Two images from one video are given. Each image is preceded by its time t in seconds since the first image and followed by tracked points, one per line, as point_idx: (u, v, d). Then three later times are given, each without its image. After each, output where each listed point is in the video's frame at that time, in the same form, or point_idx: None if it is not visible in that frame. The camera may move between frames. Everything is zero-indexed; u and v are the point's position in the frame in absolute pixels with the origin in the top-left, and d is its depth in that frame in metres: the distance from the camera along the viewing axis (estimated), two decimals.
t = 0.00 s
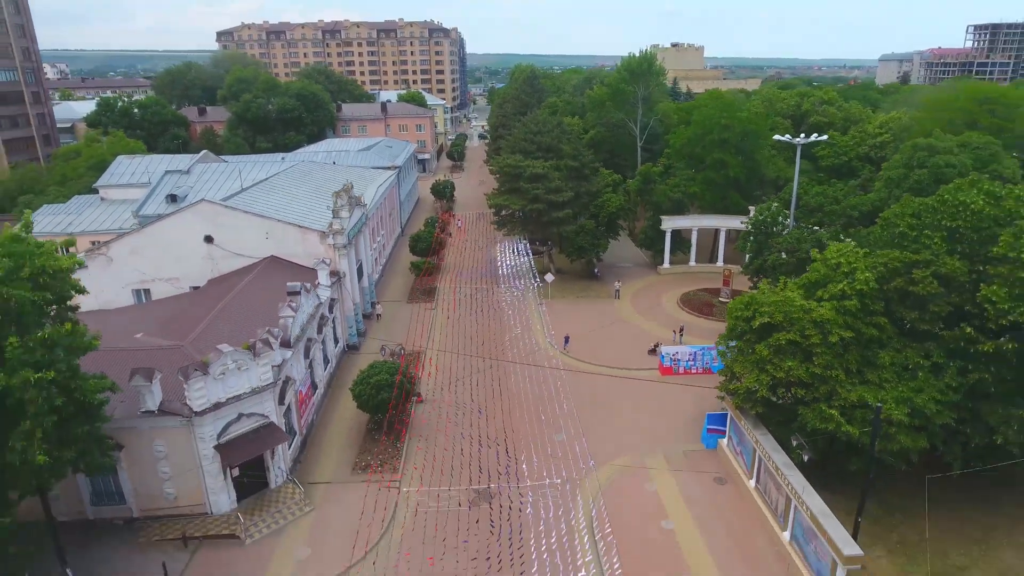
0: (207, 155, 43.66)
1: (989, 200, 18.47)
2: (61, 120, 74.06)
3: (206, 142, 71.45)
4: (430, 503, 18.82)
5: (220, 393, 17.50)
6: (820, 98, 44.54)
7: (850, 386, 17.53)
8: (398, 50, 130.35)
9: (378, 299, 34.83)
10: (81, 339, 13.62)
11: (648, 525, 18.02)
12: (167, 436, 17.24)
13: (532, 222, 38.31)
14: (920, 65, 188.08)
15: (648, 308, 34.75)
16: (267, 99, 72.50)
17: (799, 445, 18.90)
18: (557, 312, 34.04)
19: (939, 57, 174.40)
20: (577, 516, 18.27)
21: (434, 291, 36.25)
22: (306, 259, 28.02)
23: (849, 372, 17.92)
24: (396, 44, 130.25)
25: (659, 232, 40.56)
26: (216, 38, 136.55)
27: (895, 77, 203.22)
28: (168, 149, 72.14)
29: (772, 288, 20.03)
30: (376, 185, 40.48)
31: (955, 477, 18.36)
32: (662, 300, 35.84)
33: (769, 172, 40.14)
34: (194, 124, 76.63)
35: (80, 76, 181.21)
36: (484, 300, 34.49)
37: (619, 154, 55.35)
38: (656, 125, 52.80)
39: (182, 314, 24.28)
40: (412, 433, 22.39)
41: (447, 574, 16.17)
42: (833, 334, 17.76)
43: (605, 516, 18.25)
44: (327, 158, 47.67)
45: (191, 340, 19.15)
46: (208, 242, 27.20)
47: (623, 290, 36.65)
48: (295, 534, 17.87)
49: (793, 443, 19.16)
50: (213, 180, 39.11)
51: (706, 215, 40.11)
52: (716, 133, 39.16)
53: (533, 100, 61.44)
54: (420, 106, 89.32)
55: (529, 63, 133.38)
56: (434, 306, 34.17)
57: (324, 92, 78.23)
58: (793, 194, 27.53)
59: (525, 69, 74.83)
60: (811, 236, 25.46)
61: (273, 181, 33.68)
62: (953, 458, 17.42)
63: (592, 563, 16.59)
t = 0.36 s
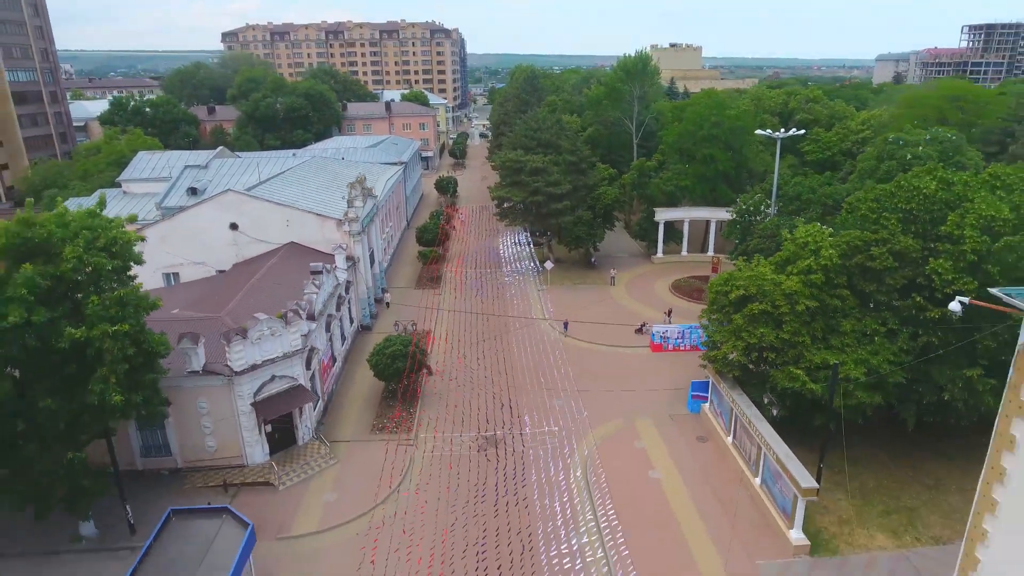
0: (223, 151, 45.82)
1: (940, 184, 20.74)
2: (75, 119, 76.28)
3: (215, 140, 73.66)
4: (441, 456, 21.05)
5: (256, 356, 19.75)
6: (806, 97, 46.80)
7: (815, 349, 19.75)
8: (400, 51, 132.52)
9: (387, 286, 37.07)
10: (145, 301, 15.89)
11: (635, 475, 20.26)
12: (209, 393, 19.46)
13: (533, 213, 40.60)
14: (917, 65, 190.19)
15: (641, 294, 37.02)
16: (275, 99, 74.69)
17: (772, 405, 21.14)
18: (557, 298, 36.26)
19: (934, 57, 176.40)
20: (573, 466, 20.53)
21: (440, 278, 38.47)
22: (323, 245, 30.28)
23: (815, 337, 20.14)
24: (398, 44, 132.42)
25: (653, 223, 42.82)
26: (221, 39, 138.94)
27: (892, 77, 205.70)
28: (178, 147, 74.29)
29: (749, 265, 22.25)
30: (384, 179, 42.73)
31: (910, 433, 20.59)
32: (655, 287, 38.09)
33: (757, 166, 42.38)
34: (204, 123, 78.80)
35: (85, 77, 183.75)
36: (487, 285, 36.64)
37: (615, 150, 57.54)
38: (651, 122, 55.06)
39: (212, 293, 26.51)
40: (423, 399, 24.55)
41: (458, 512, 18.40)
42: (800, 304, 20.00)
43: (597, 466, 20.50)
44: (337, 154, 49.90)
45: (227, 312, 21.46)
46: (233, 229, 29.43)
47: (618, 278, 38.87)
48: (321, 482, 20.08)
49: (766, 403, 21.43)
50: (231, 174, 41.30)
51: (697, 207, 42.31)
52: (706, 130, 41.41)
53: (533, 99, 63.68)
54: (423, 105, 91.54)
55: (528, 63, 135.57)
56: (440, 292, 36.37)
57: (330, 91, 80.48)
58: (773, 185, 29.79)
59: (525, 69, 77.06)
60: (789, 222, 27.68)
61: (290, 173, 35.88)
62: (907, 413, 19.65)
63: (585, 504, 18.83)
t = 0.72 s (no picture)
0: (238, 147, 48.14)
1: (899, 174, 23.08)
2: (88, 118, 78.63)
3: (225, 138, 75.96)
4: (451, 417, 23.38)
5: (286, 325, 22.11)
6: (792, 96, 49.17)
7: (785, 319, 22.11)
8: (401, 51, 134.92)
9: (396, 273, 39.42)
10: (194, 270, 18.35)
11: (625, 432, 22.63)
12: (245, 358, 21.82)
13: (533, 205, 42.95)
14: (912, 65, 192.58)
15: (635, 281, 39.40)
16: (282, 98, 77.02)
17: (748, 371, 23.48)
18: (555, 284, 38.61)
19: (929, 57, 178.74)
20: (569, 425, 22.89)
21: (445, 266, 40.83)
22: (338, 232, 32.63)
23: (785, 309, 22.49)
24: (400, 45, 134.80)
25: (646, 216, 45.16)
26: (226, 40, 141.41)
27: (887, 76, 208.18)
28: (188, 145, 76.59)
29: (729, 247, 24.59)
30: (392, 173, 45.07)
31: (871, 396, 22.95)
32: (648, 274, 40.46)
33: (745, 161, 44.74)
34: (213, 122, 81.12)
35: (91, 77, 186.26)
36: (490, 272, 38.93)
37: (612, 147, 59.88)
38: (646, 120, 57.39)
39: (238, 275, 28.91)
40: (434, 371, 26.83)
41: (467, 463, 20.67)
42: (771, 279, 22.39)
43: (590, 425, 22.88)
44: (346, 150, 52.26)
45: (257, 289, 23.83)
46: (256, 218, 31.82)
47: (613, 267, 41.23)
48: (344, 439, 22.41)
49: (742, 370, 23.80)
50: (247, 168, 43.63)
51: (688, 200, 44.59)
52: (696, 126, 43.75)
53: (533, 98, 66.04)
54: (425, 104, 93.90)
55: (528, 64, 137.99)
56: (446, 278, 38.72)
57: (336, 91, 82.83)
58: (756, 176, 32.14)
59: (525, 69, 79.44)
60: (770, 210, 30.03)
61: (305, 167, 38.23)
62: (867, 376, 21.97)
63: (580, 455, 21.14)
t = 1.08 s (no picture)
0: (252, 144, 50.43)
1: (867, 165, 25.42)
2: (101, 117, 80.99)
3: (234, 136, 78.28)
4: (460, 384, 25.71)
5: (311, 301, 24.47)
6: (781, 95, 51.56)
7: (762, 295, 24.48)
8: (404, 51, 137.33)
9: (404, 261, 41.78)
10: (233, 247, 20.70)
11: (617, 398, 24.98)
12: (274, 330, 24.16)
13: (533, 198, 45.28)
14: (908, 65, 195.14)
15: (630, 269, 41.76)
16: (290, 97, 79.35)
17: (729, 343, 25.81)
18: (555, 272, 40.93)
19: (924, 57, 181.24)
20: (567, 391, 25.25)
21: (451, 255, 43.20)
22: (352, 221, 34.97)
23: (762, 287, 24.81)
24: (402, 45, 137.21)
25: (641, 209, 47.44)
26: (232, 40, 143.87)
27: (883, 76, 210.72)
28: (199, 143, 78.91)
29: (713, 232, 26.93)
30: (400, 167, 47.43)
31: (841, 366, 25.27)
32: (642, 263, 42.81)
33: (735, 157, 47.08)
34: (223, 120, 83.47)
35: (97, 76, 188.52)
36: (493, 260, 41.29)
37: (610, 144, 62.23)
38: (642, 118, 59.69)
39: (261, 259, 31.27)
40: (443, 346, 29.11)
41: (475, 423, 22.91)
42: (750, 259, 24.77)
43: (587, 391, 25.21)
44: (355, 146, 54.63)
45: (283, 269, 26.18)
46: (275, 208, 34.16)
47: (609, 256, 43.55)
48: (363, 403, 24.77)
49: (724, 342, 26.16)
50: (262, 163, 45.93)
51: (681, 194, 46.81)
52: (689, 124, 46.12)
53: (533, 97, 68.38)
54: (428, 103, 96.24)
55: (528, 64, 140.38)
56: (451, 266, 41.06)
57: (341, 90, 85.20)
58: (742, 169, 34.46)
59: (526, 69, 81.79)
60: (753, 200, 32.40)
61: (319, 161, 40.54)
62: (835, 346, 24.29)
63: (577, 417, 23.40)
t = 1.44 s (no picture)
0: (266, 140, 52.87)
1: (838, 156, 27.89)
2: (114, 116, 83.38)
3: (243, 134, 80.73)
4: (468, 356, 28.17)
5: (333, 280, 26.96)
6: (770, 93, 54.06)
7: (742, 274, 26.97)
8: (406, 51, 139.90)
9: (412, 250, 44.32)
10: (266, 228, 23.17)
11: (611, 367, 27.47)
12: (299, 306, 26.62)
13: (534, 191, 47.75)
14: (903, 65, 197.76)
15: (625, 257, 44.30)
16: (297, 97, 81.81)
17: (713, 319, 28.40)
18: (554, 260, 43.43)
19: (919, 57, 183.77)
20: (566, 361, 27.68)
21: (455, 244, 45.73)
22: (365, 212, 37.49)
23: (742, 268, 27.28)
24: (404, 45, 139.70)
25: (636, 202, 49.96)
26: (237, 41, 146.66)
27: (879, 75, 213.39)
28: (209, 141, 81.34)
29: (699, 218, 29.43)
30: (406, 162, 49.93)
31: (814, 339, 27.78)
32: (637, 252, 45.31)
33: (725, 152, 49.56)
34: (232, 119, 85.93)
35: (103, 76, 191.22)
36: (496, 249, 43.78)
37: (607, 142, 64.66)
38: (638, 117, 62.20)
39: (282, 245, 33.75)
40: (452, 324, 31.56)
41: (483, 387, 25.34)
42: (732, 241, 27.26)
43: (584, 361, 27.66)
44: (363, 142, 57.14)
45: (305, 252, 28.65)
46: (293, 198, 36.63)
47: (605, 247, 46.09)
48: (379, 372, 27.26)
49: (708, 318, 28.69)
50: (276, 158, 48.40)
51: (674, 187, 49.26)
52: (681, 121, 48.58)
53: (533, 96, 70.87)
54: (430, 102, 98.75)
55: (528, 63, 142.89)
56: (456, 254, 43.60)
57: (347, 90, 87.67)
58: (728, 163, 36.97)
59: (526, 69, 84.29)
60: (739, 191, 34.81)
61: (331, 155, 43.01)
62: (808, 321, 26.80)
63: (576, 383, 25.82)
